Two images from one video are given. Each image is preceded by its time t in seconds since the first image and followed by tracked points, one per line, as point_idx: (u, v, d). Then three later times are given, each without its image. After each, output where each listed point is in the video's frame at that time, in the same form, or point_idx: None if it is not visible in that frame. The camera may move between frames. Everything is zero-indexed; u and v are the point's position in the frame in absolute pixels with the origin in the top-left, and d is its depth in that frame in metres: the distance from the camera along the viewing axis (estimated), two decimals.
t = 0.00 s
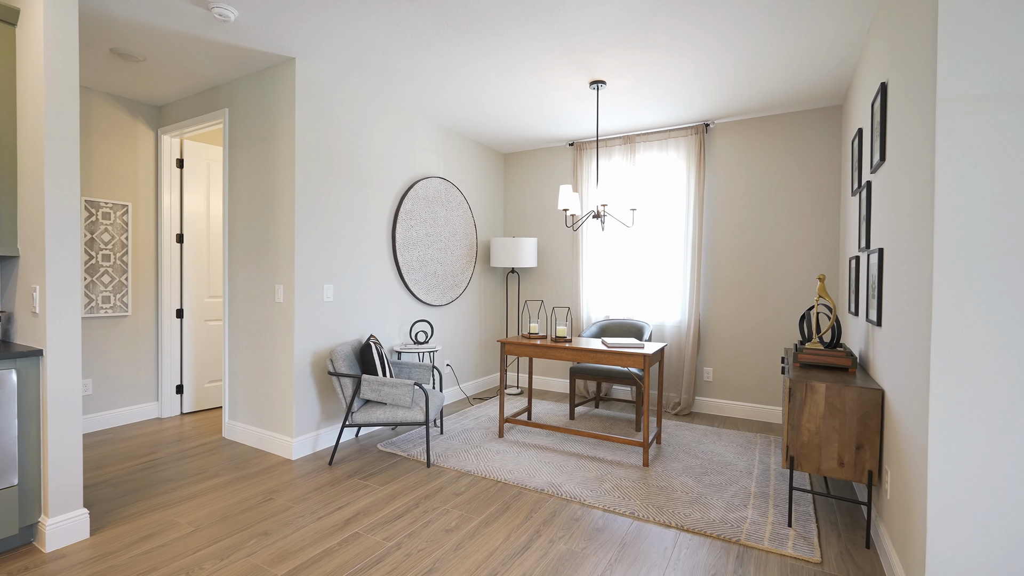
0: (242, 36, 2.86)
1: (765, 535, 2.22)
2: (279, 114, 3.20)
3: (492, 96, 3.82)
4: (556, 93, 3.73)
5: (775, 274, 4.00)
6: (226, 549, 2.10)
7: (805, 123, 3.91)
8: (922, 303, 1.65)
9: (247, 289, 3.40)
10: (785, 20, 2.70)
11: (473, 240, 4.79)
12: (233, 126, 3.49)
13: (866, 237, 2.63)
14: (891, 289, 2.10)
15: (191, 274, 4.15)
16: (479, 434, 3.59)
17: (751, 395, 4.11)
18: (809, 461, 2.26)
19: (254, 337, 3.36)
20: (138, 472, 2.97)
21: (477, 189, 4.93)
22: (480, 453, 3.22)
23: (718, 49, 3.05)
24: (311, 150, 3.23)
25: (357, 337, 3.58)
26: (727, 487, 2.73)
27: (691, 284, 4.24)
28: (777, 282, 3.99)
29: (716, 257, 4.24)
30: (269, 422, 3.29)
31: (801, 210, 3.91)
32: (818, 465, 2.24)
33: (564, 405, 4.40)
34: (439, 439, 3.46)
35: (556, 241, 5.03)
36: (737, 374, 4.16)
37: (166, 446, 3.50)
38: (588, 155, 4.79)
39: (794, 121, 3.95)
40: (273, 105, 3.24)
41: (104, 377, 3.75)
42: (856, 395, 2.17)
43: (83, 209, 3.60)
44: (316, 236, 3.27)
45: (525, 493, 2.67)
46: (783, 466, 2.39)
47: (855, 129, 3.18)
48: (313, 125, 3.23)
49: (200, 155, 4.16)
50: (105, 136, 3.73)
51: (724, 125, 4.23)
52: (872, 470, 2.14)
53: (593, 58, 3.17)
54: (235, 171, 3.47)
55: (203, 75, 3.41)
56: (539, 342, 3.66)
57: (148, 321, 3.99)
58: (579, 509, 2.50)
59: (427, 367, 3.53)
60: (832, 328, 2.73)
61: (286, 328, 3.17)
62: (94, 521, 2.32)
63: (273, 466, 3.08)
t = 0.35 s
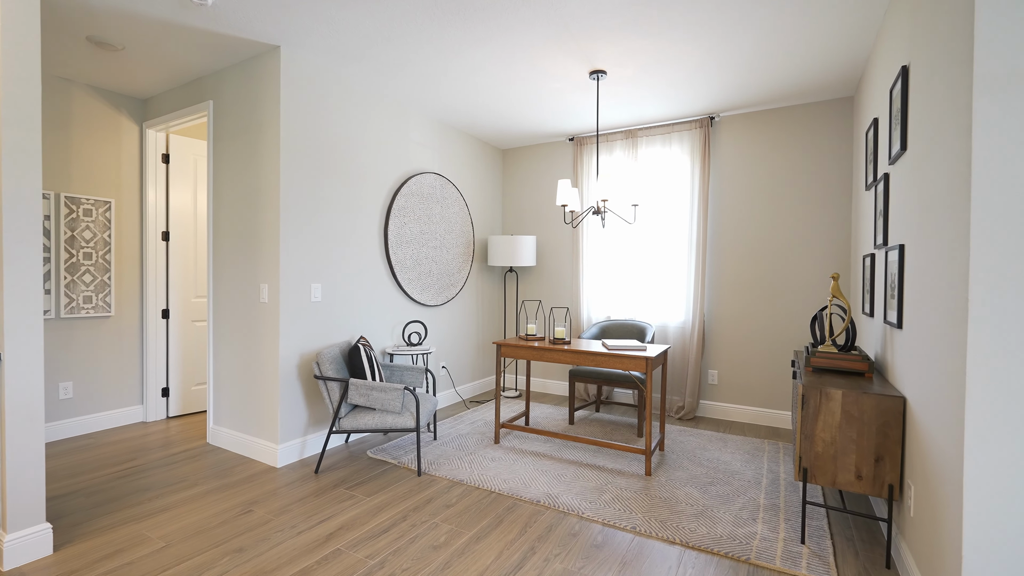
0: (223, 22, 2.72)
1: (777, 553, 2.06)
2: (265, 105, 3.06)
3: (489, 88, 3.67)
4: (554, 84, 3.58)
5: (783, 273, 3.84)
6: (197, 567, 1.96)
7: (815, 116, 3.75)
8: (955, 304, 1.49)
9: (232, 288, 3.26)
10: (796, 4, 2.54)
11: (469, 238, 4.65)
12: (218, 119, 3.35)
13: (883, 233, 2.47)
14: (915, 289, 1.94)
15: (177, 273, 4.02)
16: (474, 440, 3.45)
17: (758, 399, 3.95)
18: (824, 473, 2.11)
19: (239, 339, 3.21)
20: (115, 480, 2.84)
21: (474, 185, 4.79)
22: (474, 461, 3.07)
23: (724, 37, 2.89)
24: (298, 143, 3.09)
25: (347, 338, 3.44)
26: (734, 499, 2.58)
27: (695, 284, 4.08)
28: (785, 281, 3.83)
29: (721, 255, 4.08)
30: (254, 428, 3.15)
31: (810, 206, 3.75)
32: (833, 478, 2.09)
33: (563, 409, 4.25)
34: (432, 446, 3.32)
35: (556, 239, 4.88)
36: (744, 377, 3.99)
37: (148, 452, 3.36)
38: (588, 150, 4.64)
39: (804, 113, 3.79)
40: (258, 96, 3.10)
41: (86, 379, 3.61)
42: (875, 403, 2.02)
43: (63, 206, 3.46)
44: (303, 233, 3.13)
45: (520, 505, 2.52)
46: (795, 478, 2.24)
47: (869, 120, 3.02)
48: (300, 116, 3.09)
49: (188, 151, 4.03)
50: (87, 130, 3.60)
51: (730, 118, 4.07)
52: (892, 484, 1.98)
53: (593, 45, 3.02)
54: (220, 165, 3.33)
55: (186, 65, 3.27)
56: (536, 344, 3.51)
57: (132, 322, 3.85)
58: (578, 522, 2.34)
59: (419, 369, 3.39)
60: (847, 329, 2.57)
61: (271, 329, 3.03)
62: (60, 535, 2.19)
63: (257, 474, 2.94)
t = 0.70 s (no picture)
0: (203, 7, 2.57)
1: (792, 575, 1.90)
2: (248, 96, 2.91)
3: (486, 79, 3.52)
4: (554, 75, 3.42)
5: (793, 272, 3.68)
6: None
7: (827, 108, 3.58)
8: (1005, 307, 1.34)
9: (215, 288, 3.12)
10: None
11: (466, 237, 4.50)
12: (201, 111, 3.20)
13: (904, 230, 2.30)
14: (946, 290, 1.78)
15: (163, 273, 3.88)
16: (469, 447, 3.30)
17: (766, 404, 3.79)
18: (842, 488, 1.95)
19: (222, 341, 3.07)
20: (91, 490, 2.70)
21: (471, 182, 4.64)
22: (469, 470, 2.92)
23: (732, 23, 2.73)
24: (284, 136, 2.94)
25: (337, 341, 3.29)
26: (744, 512, 2.42)
27: (700, 284, 3.92)
28: (795, 281, 3.67)
29: (727, 254, 3.92)
30: (238, 434, 3.00)
31: (822, 203, 3.59)
32: (853, 494, 1.93)
33: (563, 413, 4.11)
34: (425, 453, 3.17)
35: (556, 237, 4.73)
36: (751, 381, 3.83)
37: (129, 458, 3.22)
38: (589, 146, 4.48)
39: (815, 106, 3.62)
40: (241, 87, 2.95)
41: (67, 383, 3.48)
42: (898, 413, 1.86)
43: (41, 202, 3.32)
44: (290, 230, 2.98)
45: (516, 518, 2.37)
46: (811, 493, 2.08)
47: (886, 110, 2.85)
48: (285, 108, 2.95)
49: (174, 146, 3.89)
50: (68, 124, 3.46)
51: (737, 112, 3.91)
52: (918, 501, 1.83)
53: (594, 32, 2.86)
54: (203, 160, 3.19)
55: (168, 55, 3.13)
56: (535, 347, 3.36)
57: (116, 323, 3.72)
58: (577, 539, 2.19)
59: (412, 373, 3.24)
60: (864, 332, 2.41)
61: (255, 331, 2.88)
62: (23, 552, 2.05)
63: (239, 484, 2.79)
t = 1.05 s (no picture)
0: None
1: None
2: (232, 87, 2.79)
3: (481, 70, 3.39)
4: (552, 66, 3.30)
5: (800, 271, 3.55)
6: None
7: (836, 100, 3.45)
8: None
9: (199, 287, 3.00)
10: None
11: (462, 235, 4.37)
12: (185, 104, 3.09)
13: (922, 225, 2.16)
14: (971, 288, 1.65)
15: (149, 271, 3.77)
16: (464, 453, 3.17)
17: (772, 407, 3.66)
18: (858, 501, 1.82)
19: (206, 342, 2.96)
20: (67, 498, 2.58)
21: (468, 178, 4.52)
22: (462, 477, 2.80)
23: (738, 9, 2.60)
24: (269, 129, 2.82)
25: (326, 342, 3.17)
26: (751, 524, 2.29)
27: (704, 283, 3.79)
28: (803, 280, 3.54)
29: (732, 252, 3.78)
30: (222, 440, 2.88)
31: (830, 199, 3.45)
32: (869, 507, 1.80)
33: (562, 417, 3.98)
34: (418, 459, 3.05)
35: (555, 235, 4.60)
36: (757, 383, 3.70)
37: (111, 463, 3.11)
38: (589, 141, 4.35)
39: (824, 98, 3.48)
40: (225, 78, 2.83)
41: (48, 385, 3.37)
42: (919, 421, 1.73)
43: (21, 198, 3.21)
44: (276, 227, 2.86)
45: (510, 530, 2.25)
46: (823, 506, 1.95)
47: (901, 101, 2.72)
48: (271, 100, 2.82)
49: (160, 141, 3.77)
50: (49, 118, 3.34)
51: (742, 105, 3.77)
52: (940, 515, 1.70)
53: (593, 19, 2.73)
54: (187, 154, 3.07)
55: (150, 45, 3.01)
56: (532, 349, 3.23)
57: (101, 323, 3.61)
58: (574, 553, 2.06)
59: (404, 376, 3.11)
60: (879, 334, 2.28)
61: (239, 332, 2.76)
62: None
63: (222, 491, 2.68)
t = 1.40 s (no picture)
0: None
1: None
2: (209, 78, 2.66)
3: (474, 62, 3.26)
4: (546, 57, 3.16)
5: (805, 271, 3.41)
6: None
7: (844, 93, 3.30)
8: None
9: (177, 288, 2.87)
10: None
11: (456, 234, 4.24)
12: (163, 97, 2.96)
13: (938, 222, 2.01)
14: (996, 291, 1.50)
15: (131, 272, 3.65)
16: (453, 461, 3.04)
17: (776, 413, 3.52)
18: (870, 521, 1.69)
19: (184, 346, 2.83)
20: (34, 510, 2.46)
21: (462, 176, 4.39)
22: (451, 488, 2.67)
23: None
24: (248, 123, 2.69)
25: (310, 345, 3.04)
26: (755, 540, 2.15)
27: (705, 283, 3.65)
28: (808, 281, 3.40)
29: (734, 251, 3.64)
30: (200, 448, 2.76)
31: (837, 196, 3.31)
32: (882, 527, 1.67)
33: (558, 422, 3.85)
34: (405, 468, 2.91)
35: (551, 235, 4.46)
36: (760, 388, 3.56)
37: (86, 471, 2.99)
38: (586, 137, 4.22)
39: (830, 91, 3.34)
40: (202, 69, 2.71)
41: (24, 390, 3.24)
42: (937, 435, 1.59)
43: None
44: (255, 225, 2.73)
45: (497, 547, 2.12)
46: (833, 524, 1.82)
47: (913, 91, 2.57)
48: (249, 92, 2.69)
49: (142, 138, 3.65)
50: (24, 113, 3.22)
51: (744, 99, 3.63)
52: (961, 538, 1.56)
53: (588, 7, 2.59)
54: (164, 149, 2.95)
55: (125, 36, 2.89)
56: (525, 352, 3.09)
57: (80, 325, 3.49)
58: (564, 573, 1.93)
59: (391, 381, 2.99)
60: (891, 338, 2.14)
61: (216, 336, 2.64)
62: None
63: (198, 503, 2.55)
